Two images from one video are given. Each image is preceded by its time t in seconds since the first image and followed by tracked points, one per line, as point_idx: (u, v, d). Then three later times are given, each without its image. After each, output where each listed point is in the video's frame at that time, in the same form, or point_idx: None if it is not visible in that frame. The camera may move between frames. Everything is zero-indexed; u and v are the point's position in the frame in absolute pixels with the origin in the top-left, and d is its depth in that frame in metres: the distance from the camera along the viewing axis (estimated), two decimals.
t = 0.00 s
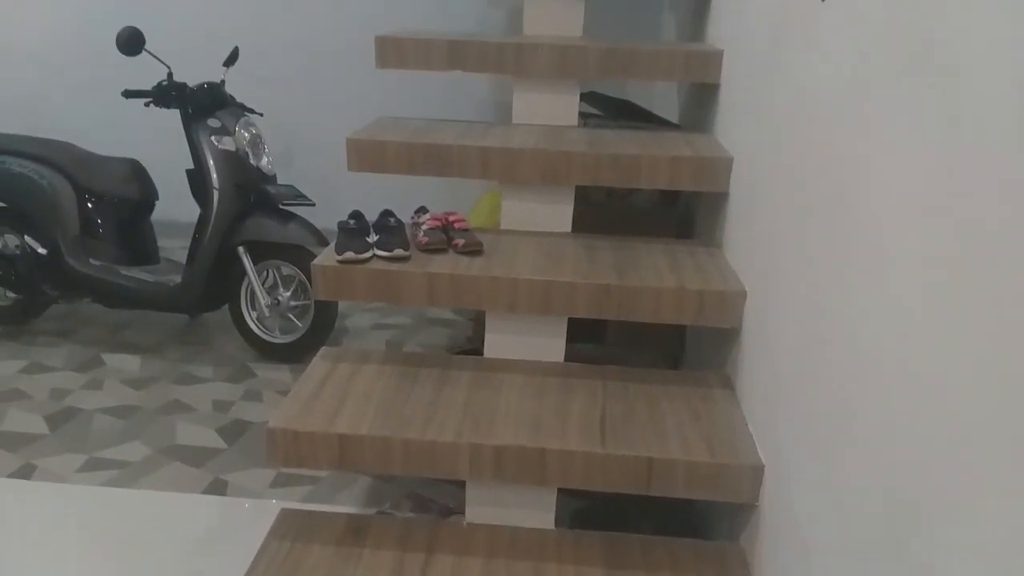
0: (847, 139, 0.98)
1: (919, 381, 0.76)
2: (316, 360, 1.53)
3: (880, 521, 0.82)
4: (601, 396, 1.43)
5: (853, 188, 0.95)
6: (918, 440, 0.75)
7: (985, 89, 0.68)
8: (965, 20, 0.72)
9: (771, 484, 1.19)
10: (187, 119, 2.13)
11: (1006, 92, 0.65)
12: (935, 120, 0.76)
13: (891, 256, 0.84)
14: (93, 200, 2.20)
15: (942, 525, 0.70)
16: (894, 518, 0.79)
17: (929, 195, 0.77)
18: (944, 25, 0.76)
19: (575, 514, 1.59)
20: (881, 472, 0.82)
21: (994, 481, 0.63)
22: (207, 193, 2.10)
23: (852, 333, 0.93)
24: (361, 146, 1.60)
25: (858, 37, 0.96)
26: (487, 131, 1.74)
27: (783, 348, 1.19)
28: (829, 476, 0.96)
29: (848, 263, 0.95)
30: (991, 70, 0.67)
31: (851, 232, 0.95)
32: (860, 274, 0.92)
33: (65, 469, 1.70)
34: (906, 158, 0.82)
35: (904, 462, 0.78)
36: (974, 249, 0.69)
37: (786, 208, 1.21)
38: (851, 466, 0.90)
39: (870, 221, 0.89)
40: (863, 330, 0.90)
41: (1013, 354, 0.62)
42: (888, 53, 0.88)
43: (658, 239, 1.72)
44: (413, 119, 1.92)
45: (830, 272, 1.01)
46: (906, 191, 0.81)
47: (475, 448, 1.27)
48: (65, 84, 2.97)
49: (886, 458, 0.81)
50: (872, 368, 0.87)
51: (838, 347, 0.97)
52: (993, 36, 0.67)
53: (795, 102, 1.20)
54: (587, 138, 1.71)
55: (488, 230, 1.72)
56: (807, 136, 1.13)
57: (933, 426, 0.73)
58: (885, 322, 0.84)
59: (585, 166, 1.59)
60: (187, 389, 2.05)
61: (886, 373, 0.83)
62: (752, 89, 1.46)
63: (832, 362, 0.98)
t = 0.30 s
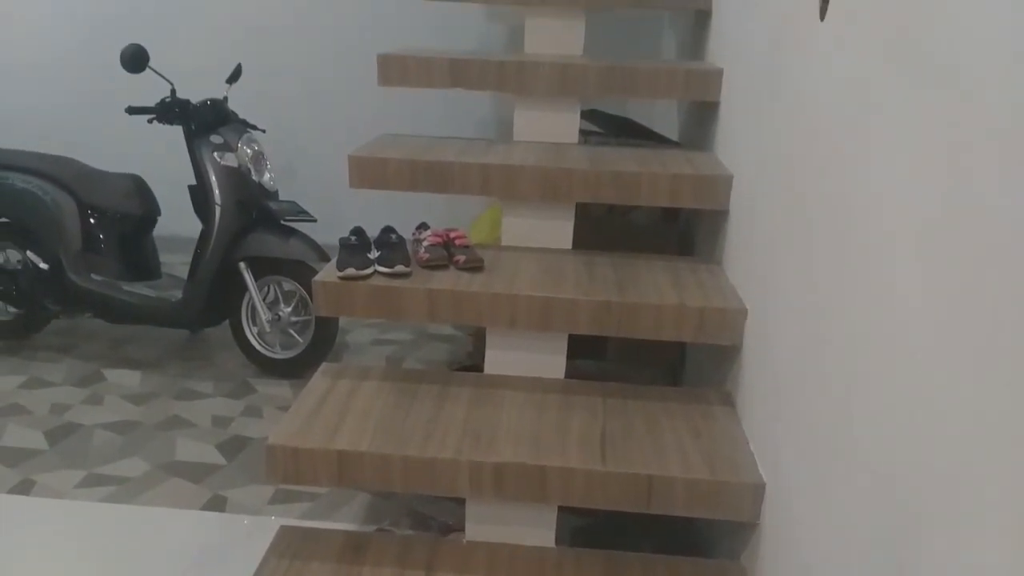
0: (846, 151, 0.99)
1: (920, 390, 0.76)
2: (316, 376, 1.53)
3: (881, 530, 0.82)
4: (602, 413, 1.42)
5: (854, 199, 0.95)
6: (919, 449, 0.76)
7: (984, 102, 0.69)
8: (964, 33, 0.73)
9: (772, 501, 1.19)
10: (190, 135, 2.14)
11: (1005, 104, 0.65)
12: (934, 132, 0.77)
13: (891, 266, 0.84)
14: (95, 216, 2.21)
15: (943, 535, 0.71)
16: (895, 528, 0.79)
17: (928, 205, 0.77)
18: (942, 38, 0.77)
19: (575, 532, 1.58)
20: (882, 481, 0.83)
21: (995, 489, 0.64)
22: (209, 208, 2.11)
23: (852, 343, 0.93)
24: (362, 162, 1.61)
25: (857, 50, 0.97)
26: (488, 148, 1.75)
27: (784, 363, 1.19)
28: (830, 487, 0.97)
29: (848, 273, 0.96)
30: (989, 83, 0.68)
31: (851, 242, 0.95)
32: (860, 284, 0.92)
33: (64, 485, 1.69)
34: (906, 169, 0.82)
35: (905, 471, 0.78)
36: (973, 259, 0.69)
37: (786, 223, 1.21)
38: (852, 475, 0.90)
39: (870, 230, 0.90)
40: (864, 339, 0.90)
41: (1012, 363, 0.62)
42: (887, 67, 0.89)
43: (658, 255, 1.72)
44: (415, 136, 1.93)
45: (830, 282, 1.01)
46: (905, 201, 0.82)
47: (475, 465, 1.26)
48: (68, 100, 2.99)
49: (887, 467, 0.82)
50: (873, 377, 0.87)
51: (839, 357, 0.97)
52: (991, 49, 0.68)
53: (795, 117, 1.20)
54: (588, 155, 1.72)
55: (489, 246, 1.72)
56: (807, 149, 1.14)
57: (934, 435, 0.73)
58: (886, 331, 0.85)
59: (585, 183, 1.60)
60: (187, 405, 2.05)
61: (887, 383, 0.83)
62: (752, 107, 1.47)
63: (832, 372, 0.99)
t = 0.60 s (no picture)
0: (848, 156, 0.99)
1: (922, 393, 0.77)
2: (318, 391, 1.53)
3: (882, 533, 0.82)
4: (603, 428, 1.42)
5: (855, 203, 0.96)
6: (920, 452, 0.76)
7: (984, 107, 0.69)
8: (964, 38, 0.73)
9: (774, 517, 1.19)
10: (193, 150, 2.15)
11: (1006, 108, 0.66)
12: (935, 136, 0.78)
13: (893, 269, 0.85)
14: (98, 230, 2.22)
15: (943, 538, 0.71)
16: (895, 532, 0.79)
17: (930, 208, 0.78)
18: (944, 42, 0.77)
19: (576, 548, 1.57)
20: (884, 485, 0.83)
21: (994, 491, 0.64)
22: (212, 222, 2.12)
23: (854, 347, 0.93)
24: (365, 177, 1.62)
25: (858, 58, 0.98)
26: (489, 163, 1.76)
27: (785, 374, 1.19)
28: (831, 492, 0.97)
29: (849, 277, 0.96)
30: (990, 87, 0.68)
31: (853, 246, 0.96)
32: (862, 288, 0.92)
33: (63, 499, 1.69)
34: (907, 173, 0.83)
35: (906, 475, 0.78)
36: (974, 262, 0.70)
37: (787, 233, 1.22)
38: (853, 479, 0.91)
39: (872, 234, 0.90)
40: (865, 341, 0.90)
41: (1012, 364, 0.63)
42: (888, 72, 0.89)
43: (660, 270, 1.72)
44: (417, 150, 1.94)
45: (832, 286, 1.02)
46: (907, 205, 0.82)
47: (476, 481, 1.26)
48: (72, 115, 3.00)
49: (888, 471, 0.82)
50: (874, 379, 0.87)
51: (840, 361, 0.97)
52: (991, 54, 0.68)
53: (795, 128, 1.21)
54: (589, 170, 1.73)
55: (491, 261, 1.73)
56: (808, 157, 1.14)
57: (935, 437, 0.74)
58: (887, 333, 0.85)
59: (586, 198, 1.60)
60: (188, 418, 2.05)
61: (888, 386, 0.83)
62: (753, 123, 1.47)
63: (833, 377, 0.99)
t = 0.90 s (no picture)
0: (849, 168, 1.00)
1: (925, 401, 0.77)
2: (321, 410, 1.53)
3: (885, 541, 0.82)
4: (606, 448, 1.42)
5: (857, 213, 0.96)
6: (923, 459, 0.76)
7: (984, 118, 0.70)
8: (963, 51, 0.74)
9: (778, 536, 1.18)
10: (198, 169, 2.17)
11: (1005, 119, 0.66)
12: (935, 147, 0.78)
13: (896, 278, 0.85)
14: (103, 248, 2.23)
15: (946, 546, 0.71)
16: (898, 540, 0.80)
17: (932, 218, 0.78)
18: (944, 55, 0.78)
19: (580, 568, 1.57)
20: (887, 492, 0.83)
21: (996, 498, 0.64)
22: (216, 241, 2.13)
23: (857, 356, 0.94)
24: (368, 197, 1.62)
25: (860, 71, 0.98)
26: (492, 183, 1.77)
27: (788, 388, 1.19)
28: (836, 503, 0.97)
29: (852, 287, 0.97)
30: (988, 99, 0.69)
31: (855, 256, 0.96)
32: (864, 297, 0.93)
33: (66, 519, 1.69)
34: (908, 184, 0.83)
35: (910, 480, 0.79)
36: (975, 270, 0.70)
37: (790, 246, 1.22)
38: (857, 488, 0.91)
39: (874, 244, 0.91)
40: (868, 350, 0.91)
41: (1012, 367, 0.63)
42: (889, 85, 0.90)
43: (662, 289, 1.73)
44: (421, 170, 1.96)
45: (835, 297, 1.02)
46: (908, 214, 0.83)
47: (479, 501, 1.26)
48: (77, 134, 3.02)
49: (892, 479, 0.82)
50: (877, 388, 0.88)
51: (844, 370, 0.98)
52: (990, 68, 0.69)
53: (796, 141, 1.22)
54: (591, 189, 1.74)
55: (494, 279, 1.73)
56: (810, 170, 1.15)
57: (938, 445, 0.74)
58: (891, 342, 0.85)
59: (589, 218, 1.61)
60: (191, 437, 2.05)
61: (892, 394, 0.84)
62: (754, 143, 1.48)
63: (837, 386, 0.99)
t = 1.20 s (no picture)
0: (849, 175, 1.01)
1: (926, 402, 0.77)
2: (322, 426, 1.53)
3: (886, 543, 0.83)
4: (608, 466, 1.41)
5: (858, 219, 0.97)
6: (924, 461, 0.77)
7: (984, 122, 0.71)
8: (962, 59, 0.75)
9: (781, 555, 1.18)
10: (202, 186, 2.17)
11: (1004, 123, 0.67)
12: (935, 152, 0.79)
13: (895, 282, 0.86)
14: (106, 263, 2.23)
15: (947, 547, 0.71)
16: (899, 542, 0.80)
17: (932, 221, 0.79)
18: (943, 63, 0.79)
19: None
20: (888, 494, 0.84)
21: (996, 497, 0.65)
22: (219, 257, 2.13)
23: (859, 360, 0.94)
24: (372, 213, 1.63)
25: (862, 80, 0.99)
26: (495, 199, 1.77)
27: (790, 398, 1.19)
28: (836, 507, 0.97)
29: (854, 291, 0.97)
30: (989, 104, 0.70)
31: (856, 260, 0.97)
32: (866, 301, 0.93)
33: (66, 535, 1.68)
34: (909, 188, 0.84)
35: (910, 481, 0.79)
36: (974, 272, 0.71)
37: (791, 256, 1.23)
38: (858, 492, 0.91)
39: (875, 248, 0.92)
40: (869, 354, 0.91)
41: (1011, 367, 0.64)
42: (889, 93, 0.91)
43: (664, 305, 1.73)
44: (424, 186, 1.96)
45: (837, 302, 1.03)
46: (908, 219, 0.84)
47: (481, 518, 1.25)
48: (82, 150, 3.04)
49: (893, 481, 0.83)
50: (879, 391, 0.88)
51: (844, 374, 0.98)
52: (988, 74, 0.70)
53: (797, 151, 1.23)
54: (593, 206, 1.74)
55: (496, 295, 1.74)
56: (812, 179, 1.16)
57: (939, 446, 0.74)
58: (891, 345, 0.86)
59: (591, 234, 1.62)
60: (192, 453, 2.04)
61: (894, 397, 0.84)
62: (756, 160, 1.49)
63: (838, 390, 1.00)
